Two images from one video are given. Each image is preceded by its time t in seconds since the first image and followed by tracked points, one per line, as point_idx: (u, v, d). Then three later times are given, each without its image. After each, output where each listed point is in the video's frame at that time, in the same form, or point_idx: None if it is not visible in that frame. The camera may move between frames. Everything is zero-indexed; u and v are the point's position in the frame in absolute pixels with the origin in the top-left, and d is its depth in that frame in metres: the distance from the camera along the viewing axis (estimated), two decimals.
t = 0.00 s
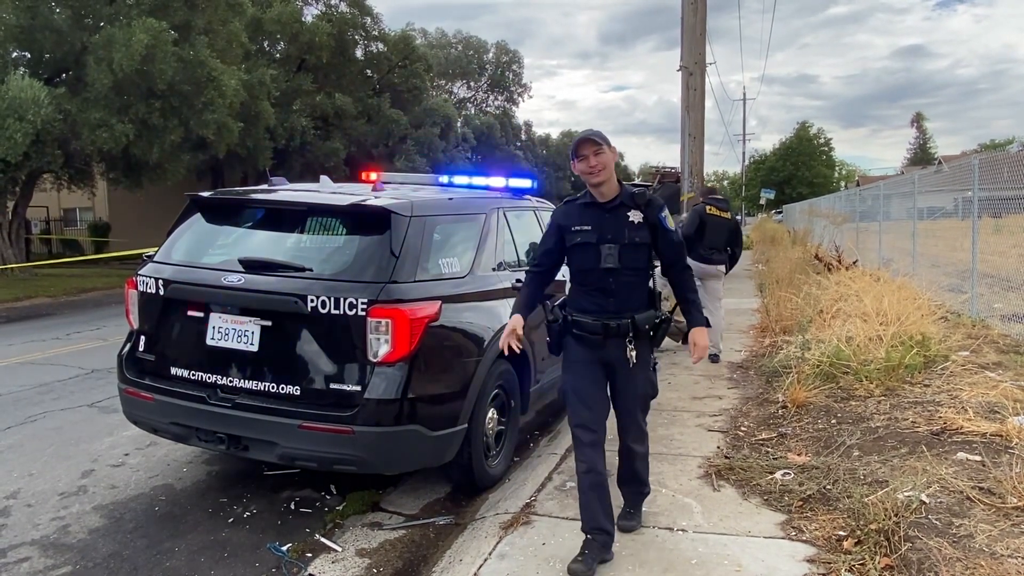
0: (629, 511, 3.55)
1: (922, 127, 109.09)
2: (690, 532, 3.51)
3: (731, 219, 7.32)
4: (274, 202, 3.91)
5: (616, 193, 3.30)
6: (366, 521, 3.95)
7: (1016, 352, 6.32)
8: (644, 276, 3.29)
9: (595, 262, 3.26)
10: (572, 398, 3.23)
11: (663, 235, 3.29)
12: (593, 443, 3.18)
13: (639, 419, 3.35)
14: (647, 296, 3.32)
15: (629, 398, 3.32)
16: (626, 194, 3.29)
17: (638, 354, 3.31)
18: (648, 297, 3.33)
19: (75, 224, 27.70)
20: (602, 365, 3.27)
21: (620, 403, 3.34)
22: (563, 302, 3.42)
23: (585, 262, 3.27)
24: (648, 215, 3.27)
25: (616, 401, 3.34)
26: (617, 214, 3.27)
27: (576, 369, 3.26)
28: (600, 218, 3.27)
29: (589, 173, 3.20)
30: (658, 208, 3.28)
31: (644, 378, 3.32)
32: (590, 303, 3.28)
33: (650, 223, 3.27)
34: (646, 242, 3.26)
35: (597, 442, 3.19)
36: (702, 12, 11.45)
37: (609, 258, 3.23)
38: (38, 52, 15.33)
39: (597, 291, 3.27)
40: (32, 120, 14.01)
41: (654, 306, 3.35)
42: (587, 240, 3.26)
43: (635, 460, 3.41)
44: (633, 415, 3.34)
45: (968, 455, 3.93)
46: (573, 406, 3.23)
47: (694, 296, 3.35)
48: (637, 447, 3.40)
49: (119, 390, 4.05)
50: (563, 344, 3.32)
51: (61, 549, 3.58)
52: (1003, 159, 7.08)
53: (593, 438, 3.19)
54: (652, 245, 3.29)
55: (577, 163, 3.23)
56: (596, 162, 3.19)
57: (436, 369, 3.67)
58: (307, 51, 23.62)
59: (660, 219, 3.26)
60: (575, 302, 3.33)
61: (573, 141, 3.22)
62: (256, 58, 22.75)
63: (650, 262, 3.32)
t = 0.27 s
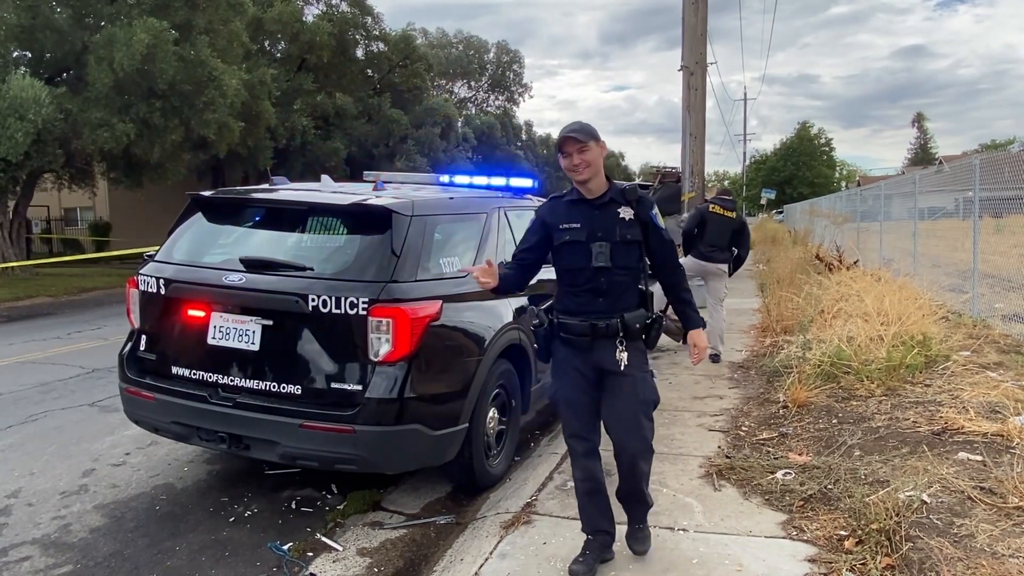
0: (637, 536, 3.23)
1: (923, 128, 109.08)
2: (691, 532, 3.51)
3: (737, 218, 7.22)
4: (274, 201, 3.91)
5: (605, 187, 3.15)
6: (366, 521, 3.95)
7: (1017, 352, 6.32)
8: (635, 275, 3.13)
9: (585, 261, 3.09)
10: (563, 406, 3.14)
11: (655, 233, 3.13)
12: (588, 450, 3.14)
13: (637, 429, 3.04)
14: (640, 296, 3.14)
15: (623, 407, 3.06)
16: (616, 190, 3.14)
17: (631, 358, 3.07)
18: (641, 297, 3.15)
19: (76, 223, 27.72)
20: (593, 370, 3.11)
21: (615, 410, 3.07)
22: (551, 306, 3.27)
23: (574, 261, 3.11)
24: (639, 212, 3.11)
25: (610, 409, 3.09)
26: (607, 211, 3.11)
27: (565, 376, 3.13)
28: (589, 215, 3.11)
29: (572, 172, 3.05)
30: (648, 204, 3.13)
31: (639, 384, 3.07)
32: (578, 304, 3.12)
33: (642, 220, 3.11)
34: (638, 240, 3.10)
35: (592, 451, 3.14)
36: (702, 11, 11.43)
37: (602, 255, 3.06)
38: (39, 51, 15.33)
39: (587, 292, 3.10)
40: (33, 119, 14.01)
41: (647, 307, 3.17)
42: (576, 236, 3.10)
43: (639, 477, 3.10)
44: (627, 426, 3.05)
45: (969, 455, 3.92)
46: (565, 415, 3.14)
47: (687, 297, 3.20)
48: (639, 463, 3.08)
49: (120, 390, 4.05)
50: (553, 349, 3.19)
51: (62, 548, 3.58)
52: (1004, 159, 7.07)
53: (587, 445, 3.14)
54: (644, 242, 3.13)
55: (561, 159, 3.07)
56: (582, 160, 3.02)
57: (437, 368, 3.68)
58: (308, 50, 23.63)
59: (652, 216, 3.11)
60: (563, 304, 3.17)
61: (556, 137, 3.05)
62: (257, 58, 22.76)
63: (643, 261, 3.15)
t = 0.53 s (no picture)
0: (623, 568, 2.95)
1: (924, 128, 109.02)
2: (692, 531, 3.51)
3: (738, 219, 7.25)
4: (275, 201, 3.91)
5: (602, 189, 3.01)
6: (368, 520, 3.95)
7: (1018, 352, 6.31)
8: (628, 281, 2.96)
9: (574, 266, 2.96)
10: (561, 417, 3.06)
11: (651, 238, 2.95)
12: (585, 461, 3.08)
13: (626, 443, 2.85)
14: (634, 304, 2.98)
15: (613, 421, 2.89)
16: (613, 191, 2.99)
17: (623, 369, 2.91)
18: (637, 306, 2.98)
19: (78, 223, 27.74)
20: (587, 382, 2.98)
21: (605, 424, 2.91)
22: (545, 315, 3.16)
23: (562, 266, 2.98)
24: (635, 215, 2.95)
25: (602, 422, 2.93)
26: (599, 213, 2.97)
27: (560, 386, 3.03)
28: (580, 218, 2.99)
29: (567, 168, 2.95)
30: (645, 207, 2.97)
31: (629, 397, 2.89)
32: (570, 311, 2.99)
33: (636, 224, 2.95)
34: (632, 244, 2.93)
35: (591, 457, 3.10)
36: (704, 11, 11.42)
37: (589, 260, 2.92)
38: (40, 51, 15.34)
39: (577, 298, 2.97)
40: (34, 119, 14.02)
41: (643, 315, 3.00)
42: (565, 239, 2.97)
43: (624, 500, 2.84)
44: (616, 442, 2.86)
45: (970, 455, 3.92)
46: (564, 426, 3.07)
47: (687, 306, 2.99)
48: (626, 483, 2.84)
49: (122, 390, 4.05)
50: (546, 360, 3.08)
51: (64, 547, 3.59)
52: (1005, 159, 7.07)
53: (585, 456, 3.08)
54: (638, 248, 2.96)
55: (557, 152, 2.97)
56: (580, 157, 2.92)
57: (439, 368, 3.68)
58: (309, 50, 23.64)
59: (648, 219, 2.94)
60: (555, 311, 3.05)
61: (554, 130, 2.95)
62: (258, 58, 22.78)
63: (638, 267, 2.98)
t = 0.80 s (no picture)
0: None
1: (926, 127, 108.81)
2: (694, 531, 3.51)
3: (738, 219, 7.29)
4: (278, 201, 3.91)
5: (609, 183, 2.87)
6: (369, 519, 3.95)
7: (1020, 351, 6.30)
8: (626, 285, 2.81)
9: (568, 265, 2.84)
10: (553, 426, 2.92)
11: (655, 240, 2.77)
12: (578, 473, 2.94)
13: (614, 460, 2.71)
14: (631, 310, 2.83)
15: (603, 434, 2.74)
16: (618, 189, 2.84)
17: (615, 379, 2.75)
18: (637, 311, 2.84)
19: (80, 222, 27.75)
20: (579, 391, 2.83)
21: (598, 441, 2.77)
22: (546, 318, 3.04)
23: (557, 265, 2.87)
24: (638, 214, 2.79)
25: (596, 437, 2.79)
26: (599, 210, 2.83)
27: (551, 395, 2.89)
28: (579, 214, 2.85)
29: (573, 162, 2.82)
30: (653, 207, 2.80)
31: (619, 411, 2.73)
32: (565, 316, 2.87)
33: (639, 224, 2.79)
34: (631, 245, 2.77)
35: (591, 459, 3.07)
36: (705, 10, 11.41)
37: (582, 259, 2.79)
38: (42, 51, 15.35)
39: (570, 299, 2.85)
40: (36, 118, 14.02)
41: (642, 320, 2.84)
42: (560, 237, 2.85)
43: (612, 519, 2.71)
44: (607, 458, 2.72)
45: (972, 455, 3.92)
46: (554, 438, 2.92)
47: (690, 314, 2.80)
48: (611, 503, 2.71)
49: (124, 389, 4.06)
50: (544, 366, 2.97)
51: (66, 546, 3.59)
52: (1007, 159, 7.06)
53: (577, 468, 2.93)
54: (639, 250, 2.79)
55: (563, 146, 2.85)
56: (585, 148, 2.79)
57: (441, 367, 3.69)
58: (310, 50, 23.63)
59: (654, 220, 2.77)
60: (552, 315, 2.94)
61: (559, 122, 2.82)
62: (260, 57, 22.80)
63: (640, 270, 2.81)
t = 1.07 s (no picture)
0: None
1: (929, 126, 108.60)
2: (696, 531, 3.51)
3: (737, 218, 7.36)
4: (282, 201, 3.92)
5: (611, 179, 2.76)
6: (371, 519, 3.95)
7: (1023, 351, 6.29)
8: (629, 290, 2.68)
9: (567, 268, 2.75)
10: (538, 430, 2.71)
11: (657, 240, 2.65)
12: (553, 492, 2.67)
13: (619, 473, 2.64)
14: (636, 316, 2.70)
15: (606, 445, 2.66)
16: (618, 186, 2.73)
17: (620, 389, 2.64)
18: (643, 316, 2.71)
19: (82, 222, 27.79)
20: (579, 397, 2.71)
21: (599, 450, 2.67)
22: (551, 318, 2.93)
23: (558, 266, 2.79)
24: (639, 213, 2.68)
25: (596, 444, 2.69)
26: (598, 209, 2.73)
27: (545, 398, 2.74)
28: (578, 214, 2.76)
29: (575, 155, 2.72)
30: (655, 206, 2.67)
31: (624, 423, 2.63)
32: (567, 317, 2.77)
33: (640, 225, 2.66)
34: (631, 247, 2.65)
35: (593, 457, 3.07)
36: (708, 10, 11.40)
37: (580, 263, 2.70)
38: (45, 51, 15.37)
39: (571, 303, 2.76)
40: (39, 118, 14.05)
41: (649, 327, 2.71)
42: (558, 238, 2.77)
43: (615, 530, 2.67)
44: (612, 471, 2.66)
45: (975, 455, 3.91)
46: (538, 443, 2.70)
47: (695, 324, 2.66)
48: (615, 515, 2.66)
49: (127, 388, 4.06)
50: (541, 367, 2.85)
51: (69, 545, 3.60)
52: (1010, 158, 7.05)
53: (552, 480, 2.66)
54: (641, 251, 2.66)
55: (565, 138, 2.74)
56: (588, 141, 2.68)
57: (444, 365, 3.70)
58: (313, 49, 23.64)
59: (655, 220, 2.64)
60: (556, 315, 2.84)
61: (559, 115, 2.72)
62: (262, 57, 22.83)
63: (643, 273, 2.68)
